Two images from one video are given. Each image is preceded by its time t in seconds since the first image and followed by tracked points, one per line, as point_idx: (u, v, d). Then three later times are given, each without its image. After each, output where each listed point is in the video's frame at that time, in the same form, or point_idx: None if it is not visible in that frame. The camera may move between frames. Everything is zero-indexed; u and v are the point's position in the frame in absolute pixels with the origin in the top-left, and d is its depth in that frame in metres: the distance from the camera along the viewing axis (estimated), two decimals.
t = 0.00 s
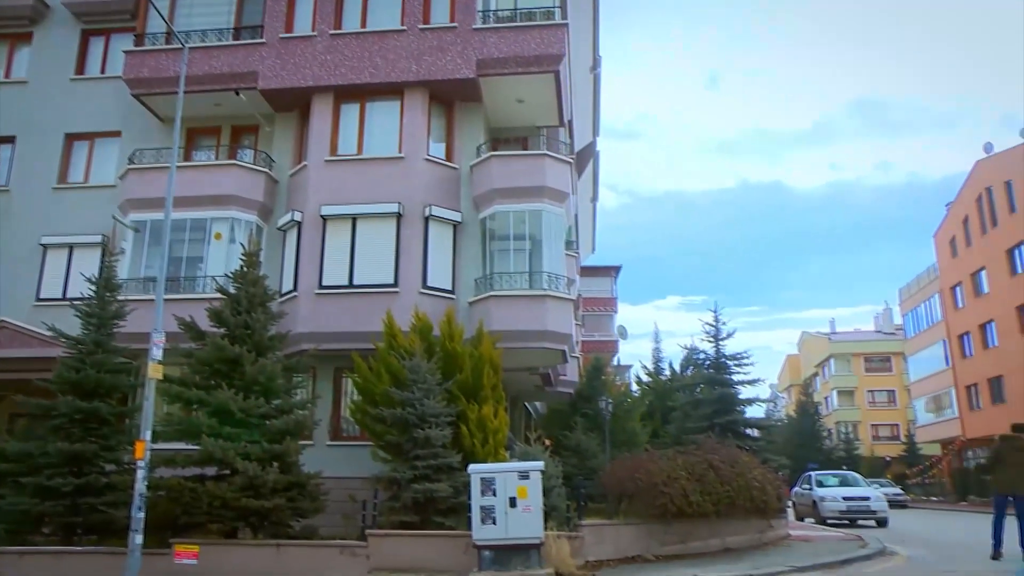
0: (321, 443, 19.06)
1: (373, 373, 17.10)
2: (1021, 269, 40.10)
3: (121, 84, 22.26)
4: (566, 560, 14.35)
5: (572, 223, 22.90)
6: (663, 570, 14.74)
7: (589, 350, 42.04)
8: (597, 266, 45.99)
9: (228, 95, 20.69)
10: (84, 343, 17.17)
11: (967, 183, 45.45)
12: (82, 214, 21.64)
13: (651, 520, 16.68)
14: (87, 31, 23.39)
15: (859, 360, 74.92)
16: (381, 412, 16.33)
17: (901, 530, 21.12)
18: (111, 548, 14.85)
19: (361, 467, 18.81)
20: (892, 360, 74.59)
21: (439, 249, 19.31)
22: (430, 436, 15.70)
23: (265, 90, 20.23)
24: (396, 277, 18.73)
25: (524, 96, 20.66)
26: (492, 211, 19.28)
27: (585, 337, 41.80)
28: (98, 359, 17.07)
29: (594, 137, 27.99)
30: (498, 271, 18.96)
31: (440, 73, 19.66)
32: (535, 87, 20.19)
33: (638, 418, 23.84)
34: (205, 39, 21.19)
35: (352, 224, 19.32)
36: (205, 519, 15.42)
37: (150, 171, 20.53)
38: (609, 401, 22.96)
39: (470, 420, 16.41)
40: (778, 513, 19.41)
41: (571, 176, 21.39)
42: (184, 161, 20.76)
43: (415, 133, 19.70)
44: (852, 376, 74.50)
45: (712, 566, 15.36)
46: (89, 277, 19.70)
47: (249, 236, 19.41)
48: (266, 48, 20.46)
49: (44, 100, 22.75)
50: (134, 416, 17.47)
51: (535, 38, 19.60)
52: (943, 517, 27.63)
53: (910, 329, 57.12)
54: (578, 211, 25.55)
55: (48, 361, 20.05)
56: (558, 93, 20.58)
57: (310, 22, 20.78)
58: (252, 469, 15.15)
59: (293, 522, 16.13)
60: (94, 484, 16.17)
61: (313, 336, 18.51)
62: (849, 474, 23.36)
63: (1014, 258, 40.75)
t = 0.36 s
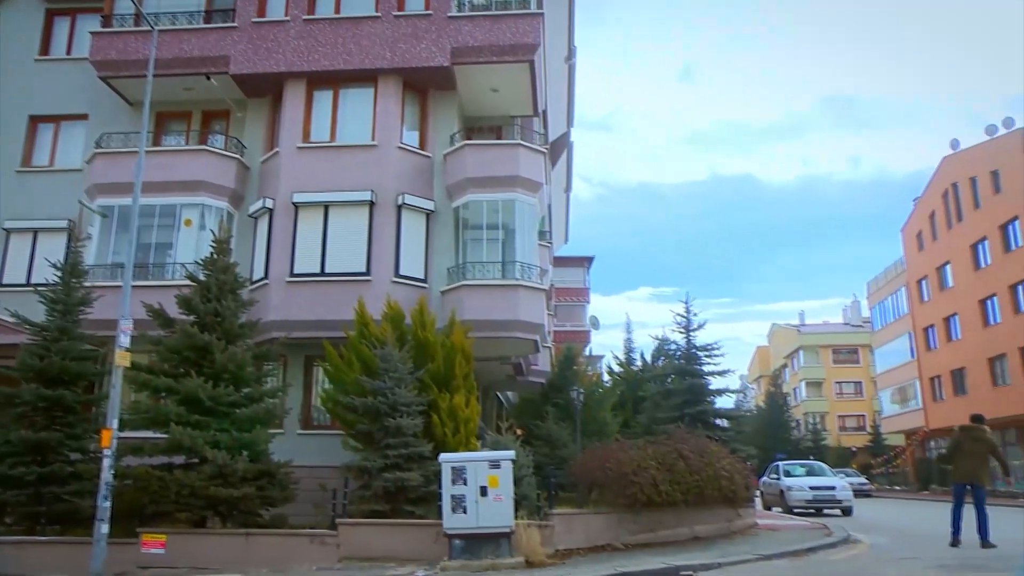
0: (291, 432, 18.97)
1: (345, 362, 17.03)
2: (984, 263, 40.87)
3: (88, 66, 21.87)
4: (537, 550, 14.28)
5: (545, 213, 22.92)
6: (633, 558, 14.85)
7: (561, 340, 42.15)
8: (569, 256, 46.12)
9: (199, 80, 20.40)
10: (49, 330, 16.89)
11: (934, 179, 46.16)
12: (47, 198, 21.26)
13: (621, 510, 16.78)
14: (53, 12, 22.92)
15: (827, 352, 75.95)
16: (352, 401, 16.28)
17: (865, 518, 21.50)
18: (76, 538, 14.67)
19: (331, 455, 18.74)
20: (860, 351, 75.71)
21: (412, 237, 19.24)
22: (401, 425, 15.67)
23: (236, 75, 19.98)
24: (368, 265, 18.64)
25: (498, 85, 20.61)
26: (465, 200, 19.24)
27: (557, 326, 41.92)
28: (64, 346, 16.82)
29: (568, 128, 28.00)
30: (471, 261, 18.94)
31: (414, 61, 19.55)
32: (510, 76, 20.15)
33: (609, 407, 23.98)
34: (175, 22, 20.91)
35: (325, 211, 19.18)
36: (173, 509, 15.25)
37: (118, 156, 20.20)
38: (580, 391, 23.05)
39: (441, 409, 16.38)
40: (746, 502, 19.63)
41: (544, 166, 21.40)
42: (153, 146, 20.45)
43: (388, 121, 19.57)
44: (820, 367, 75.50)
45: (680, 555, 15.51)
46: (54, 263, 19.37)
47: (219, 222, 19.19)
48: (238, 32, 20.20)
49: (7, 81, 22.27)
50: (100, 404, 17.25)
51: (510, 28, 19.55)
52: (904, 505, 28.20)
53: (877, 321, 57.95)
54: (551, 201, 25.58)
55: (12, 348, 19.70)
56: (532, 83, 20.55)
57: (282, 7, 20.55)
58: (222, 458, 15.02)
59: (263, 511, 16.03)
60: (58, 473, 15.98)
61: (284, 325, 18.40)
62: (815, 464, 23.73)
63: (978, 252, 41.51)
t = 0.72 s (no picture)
0: (261, 422, 18.85)
1: (315, 352, 16.93)
2: (949, 260, 41.60)
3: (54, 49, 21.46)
4: (506, 540, 14.11)
5: (518, 205, 22.92)
6: (602, 549, 14.97)
7: (533, 331, 42.19)
8: (543, 248, 46.22)
9: (168, 65, 20.10)
10: (12, 319, 16.59)
11: (902, 176, 46.81)
12: (11, 184, 20.87)
13: (591, 501, 16.87)
14: None
15: (796, 345, 76.85)
16: (323, 391, 16.21)
17: (831, 509, 21.84)
18: (39, 529, 14.46)
19: (301, 446, 18.65)
20: (828, 345, 76.78)
21: (384, 228, 19.16)
22: (372, 416, 15.61)
23: (207, 61, 19.71)
24: (339, 255, 18.54)
25: (472, 76, 20.55)
26: (438, 191, 19.19)
27: (529, 318, 41.99)
28: (27, 335, 16.53)
29: (542, 119, 28.00)
30: (443, 252, 18.91)
31: (387, 50, 19.42)
32: (484, 67, 20.09)
33: (580, 399, 24.09)
34: (144, 6, 20.65)
35: (296, 200, 19.04)
36: (140, 500, 15.07)
37: (84, 141, 19.87)
38: (551, 383, 23.13)
39: (412, 400, 16.35)
40: (714, 493, 19.84)
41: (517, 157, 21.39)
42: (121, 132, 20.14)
43: (361, 110, 19.43)
44: (789, 360, 76.41)
45: (648, 545, 15.64)
46: (18, 250, 19.02)
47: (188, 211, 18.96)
48: (208, 17, 19.93)
49: None
50: (65, 394, 17.00)
51: (485, 18, 19.50)
52: (868, 496, 28.70)
53: (845, 316, 58.75)
54: (524, 193, 25.59)
55: None
56: (506, 74, 20.51)
57: None
58: (189, 448, 14.87)
59: (231, 501, 15.91)
60: (21, 464, 15.74)
61: (254, 314, 18.26)
62: (783, 456, 24.05)
63: (943, 249, 42.22)
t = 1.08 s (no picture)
0: (230, 414, 18.69)
1: (286, 343, 16.80)
2: (915, 256, 42.24)
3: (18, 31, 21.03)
4: (477, 533, 14.12)
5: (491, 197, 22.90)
6: (572, 540, 15.04)
7: (505, 324, 42.17)
8: (516, 241, 46.23)
9: (137, 51, 19.78)
10: None
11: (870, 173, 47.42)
12: None
13: (561, 493, 16.94)
14: None
15: (766, 340, 77.62)
16: (293, 382, 16.11)
17: (798, 501, 22.11)
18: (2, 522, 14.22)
19: (271, 437, 18.52)
20: (797, 340, 77.73)
21: (357, 218, 19.05)
22: (343, 407, 15.53)
23: (176, 47, 19.43)
24: (311, 246, 18.40)
25: (446, 67, 20.47)
26: (411, 182, 19.11)
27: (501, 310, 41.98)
28: None
29: (516, 112, 27.98)
30: (416, 243, 18.84)
31: (361, 39, 19.27)
32: (458, 58, 20.03)
33: (551, 392, 24.15)
34: None
35: (267, 190, 18.86)
36: (106, 492, 14.85)
37: (49, 127, 19.50)
38: (523, 375, 23.16)
39: (384, 391, 16.28)
40: (683, 485, 20.02)
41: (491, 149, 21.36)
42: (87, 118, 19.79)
43: (334, 99, 19.27)
44: (759, 354, 77.22)
45: (618, 537, 15.73)
46: None
47: (157, 199, 18.70)
48: (178, 3, 19.65)
49: None
50: (28, 384, 16.71)
51: (459, 9, 19.43)
52: (834, 489, 29.12)
53: (814, 311, 59.46)
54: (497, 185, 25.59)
55: None
56: (480, 66, 20.45)
57: None
58: (156, 439, 14.68)
59: (199, 494, 15.74)
60: None
61: (224, 305, 18.08)
62: (752, 449, 24.33)
63: (910, 245, 42.85)
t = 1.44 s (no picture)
0: (200, 406, 18.51)
1: (257, 335, 16.65)
2: (884, 253, 42.81)
3: None
4: (449, 525, 14.06)
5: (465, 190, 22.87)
6: (543, 533, 15.10)
7: (478, 317, 42.13)
8: (490, 234, 46.20)
9: (105, 37, 19.45)
10: None
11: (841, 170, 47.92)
12: None
13: (532, 486, 16.98)
14: None
15: (738, 334, 78.33)
16: (264, 374, 15.95)
17: (767, 493, 22.37)
18: None
19: (241, 430, 18.37)
20: (768, 335, 78.58)
21: (329, 209, 18.92)
22: (314, 400, 15.44)
23: (146, 34, 19.14)
24: (283, 237, 18.26)
25: (421, 59, 20.37)
26: (384, 174, 19.01)
27: (474, 303, 41.98)
28: None
29: (491, 104, 27.94)
30: (389, 235, 18.76)
31: (335, 30, 19.13)
32: (433, 50, 19.95)
33: (524, 385, 24.19)
34: None
35: (239, 180, 18.67)
36: (71, 485, 14.64)
37: (14, 113, 19.12)
38: (496, 368, 23.17)
39: (356, 384, 16.18)
40: (654, 478, 20.18)
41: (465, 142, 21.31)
42: (54, 105, 19.44)
43: (307, 89, 19.09)
44: (730, 349, 77.94)
45: (588, 529, 15.81)
46: None
47: (126, 188, 18.43)
48: None
49: None
50: None
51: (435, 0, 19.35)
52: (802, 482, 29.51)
53: (784, 306, 60.09)
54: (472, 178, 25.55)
55: None
56: (455, 58, 20.38)
57: None
58: (124, 432, 14.50)
59: (168, 486, 15.56)
60: None
61: (194, 296, 17.90)
62: (722, 442, 24.58)
63: (879, 242, 43.42)
